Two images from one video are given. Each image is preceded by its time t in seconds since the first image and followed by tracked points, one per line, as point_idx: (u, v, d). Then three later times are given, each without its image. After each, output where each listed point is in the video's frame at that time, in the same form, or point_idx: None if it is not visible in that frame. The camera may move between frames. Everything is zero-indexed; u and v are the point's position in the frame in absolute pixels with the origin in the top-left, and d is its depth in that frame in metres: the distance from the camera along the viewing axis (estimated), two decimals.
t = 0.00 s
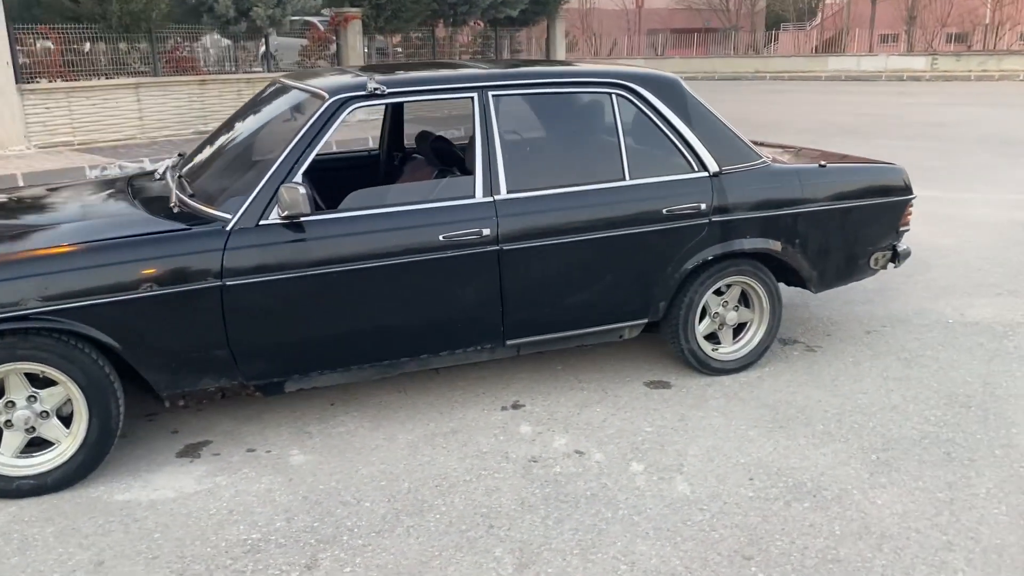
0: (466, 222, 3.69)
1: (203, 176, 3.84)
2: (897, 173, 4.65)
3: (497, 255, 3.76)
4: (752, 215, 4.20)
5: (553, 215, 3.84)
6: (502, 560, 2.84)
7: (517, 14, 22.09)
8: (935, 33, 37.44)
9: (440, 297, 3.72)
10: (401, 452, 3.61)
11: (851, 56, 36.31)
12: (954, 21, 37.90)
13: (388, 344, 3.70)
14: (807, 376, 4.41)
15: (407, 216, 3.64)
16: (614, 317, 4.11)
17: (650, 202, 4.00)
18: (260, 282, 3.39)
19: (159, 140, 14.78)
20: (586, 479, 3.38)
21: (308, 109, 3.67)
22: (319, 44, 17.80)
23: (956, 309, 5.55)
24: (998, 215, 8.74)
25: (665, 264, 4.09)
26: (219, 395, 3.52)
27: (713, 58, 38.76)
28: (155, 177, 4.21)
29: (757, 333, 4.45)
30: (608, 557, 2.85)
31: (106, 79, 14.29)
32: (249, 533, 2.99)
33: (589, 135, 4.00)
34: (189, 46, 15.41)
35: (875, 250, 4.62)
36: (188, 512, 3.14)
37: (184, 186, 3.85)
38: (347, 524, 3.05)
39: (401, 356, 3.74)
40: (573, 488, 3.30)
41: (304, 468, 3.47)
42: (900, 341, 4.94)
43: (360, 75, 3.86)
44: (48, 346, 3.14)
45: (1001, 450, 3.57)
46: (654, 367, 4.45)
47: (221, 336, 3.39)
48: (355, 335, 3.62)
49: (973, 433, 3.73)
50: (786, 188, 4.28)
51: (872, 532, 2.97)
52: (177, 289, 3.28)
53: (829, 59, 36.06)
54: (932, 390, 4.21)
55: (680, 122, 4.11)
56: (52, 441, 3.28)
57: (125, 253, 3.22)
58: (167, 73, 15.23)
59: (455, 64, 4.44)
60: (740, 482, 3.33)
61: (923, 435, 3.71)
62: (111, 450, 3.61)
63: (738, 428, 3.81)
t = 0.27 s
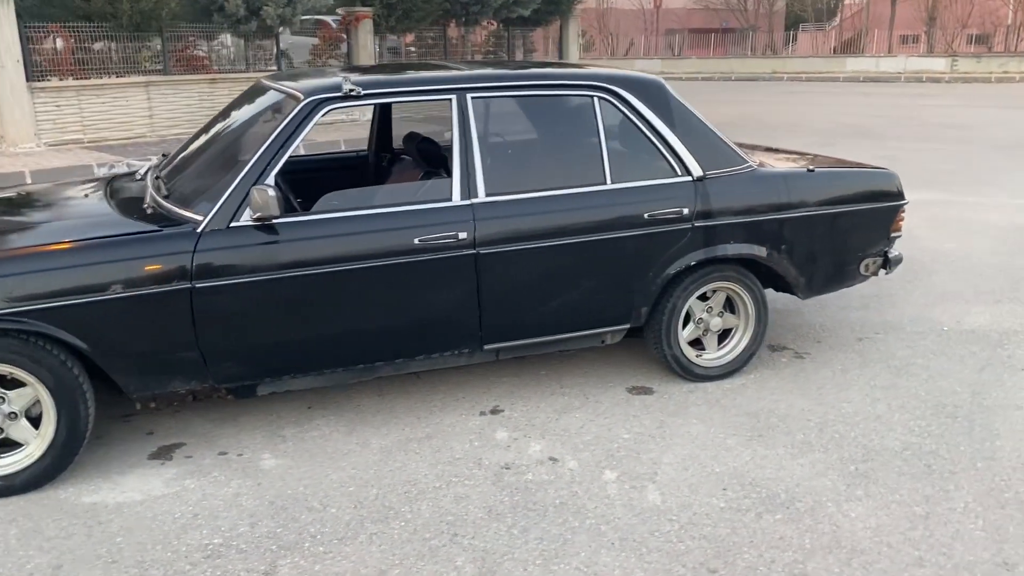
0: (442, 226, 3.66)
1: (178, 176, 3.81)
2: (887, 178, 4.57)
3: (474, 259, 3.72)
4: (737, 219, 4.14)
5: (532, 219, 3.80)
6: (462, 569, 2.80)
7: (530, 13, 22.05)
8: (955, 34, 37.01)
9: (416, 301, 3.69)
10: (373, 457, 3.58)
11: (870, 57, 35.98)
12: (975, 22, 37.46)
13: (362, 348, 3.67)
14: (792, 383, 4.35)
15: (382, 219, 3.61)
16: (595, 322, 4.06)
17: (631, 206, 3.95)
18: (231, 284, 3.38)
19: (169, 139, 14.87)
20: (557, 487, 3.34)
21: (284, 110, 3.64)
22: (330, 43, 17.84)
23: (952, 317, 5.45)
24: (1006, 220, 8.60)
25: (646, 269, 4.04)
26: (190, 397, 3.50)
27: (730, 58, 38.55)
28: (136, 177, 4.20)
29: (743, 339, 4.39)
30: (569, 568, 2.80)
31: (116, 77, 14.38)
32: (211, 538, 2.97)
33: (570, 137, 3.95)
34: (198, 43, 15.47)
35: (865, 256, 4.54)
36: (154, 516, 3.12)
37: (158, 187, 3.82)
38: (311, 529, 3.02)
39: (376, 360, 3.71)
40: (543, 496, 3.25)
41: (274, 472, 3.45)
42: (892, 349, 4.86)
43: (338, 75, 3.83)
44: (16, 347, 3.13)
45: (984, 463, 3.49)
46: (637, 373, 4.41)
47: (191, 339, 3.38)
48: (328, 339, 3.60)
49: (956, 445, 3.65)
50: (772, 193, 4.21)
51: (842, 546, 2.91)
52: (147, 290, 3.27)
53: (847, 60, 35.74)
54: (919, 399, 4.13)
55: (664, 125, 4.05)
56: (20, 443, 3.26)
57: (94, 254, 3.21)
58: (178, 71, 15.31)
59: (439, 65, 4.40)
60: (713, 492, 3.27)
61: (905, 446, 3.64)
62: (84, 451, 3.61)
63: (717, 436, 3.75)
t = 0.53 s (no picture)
0: (414, 227, 3.65)
1: (153, 176, 3.83)
2: (873, 181, 4.52)
3: (447, 260, 3.71)
4: (716, 222, 4.11)
5: (505, 221, 3.79)
6: (417, 572, 2.79)
7: (543, 13, 22.03)
8: (977, 36, 36.59)
9: (388, 302, 3.69)
10: (342, 457, 3.59)
11: (889, 59, 35.64)
12: (997, 23, 37.01)
13: (334, 348, 3.68)
14: (772, 388, 4.31)
15: (354, 220, 3.61)
16: (571, 325, 4.05)
17: (607, 208, 3.93)
18: (200, 284, 3.39)
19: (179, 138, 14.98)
20: (523, 489, 3.32)
21: (258, 110, 3.65)
22: (341, 44, 17.90)
23: (944, 322, 5.39)
24: (1011, 224, 8.49)
25: (623, 271, 4.02)
26: (160, 395, 3.52)
27: (747, 59, 38.32)
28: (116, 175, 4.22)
29: (723, 343, 4.36)
30: (525, 572, 2.79)
31: (128, 76, 14.51)
32: (171, 537, 2.98)
33: (547, 138, 3.93)
34: (210, 43, 15.55)
35: (849, 260, 4.50)
36: (118, 514, 3.14)
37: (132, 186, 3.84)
38: (272, 530, 3.03)
39: (348, 360, 3.72)
40: (507, 499, 3.24)
41: (243, 472, 3.46)
42: (878, 354, 4.81)
43: (313, 76, 3.84)
44: None
45: (957, 470, 3.45)
46: (616, 375, 4.38)
47: (160, 338, 3.39)
48: (299, 339, 3.61)
49: (931, 451, 3.61)
50: (752, 197, 4.18)
51: (803, 553, 2.88)
52: (116, 289, 3.28)
53: (865, 61, 35.42)
54: (899, 405, 4.08)
55: (642, 127, 4.03)
56: None
57: (63, 253, 3.22)
58: (189, 71, 15.39)
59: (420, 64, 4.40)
60: (679, 497, 3.25)
61: (880, 452, 3.60)
62: (58, 446, 3.63)
63: (689, 441, 3.73)
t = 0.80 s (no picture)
0: (385, 226, 3.69)
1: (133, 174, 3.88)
2: (857, 184, 4.48)
3: (418, 260, 3.75)
4: (692, 223, 4.11)
5: (478, 221, 3.81)
6: (370, 567, 2.82)
7: (560, 15, 22.04)
8: (1005, 38, 36.02)
9: (359, 300, 3.73)
10: (312, 454, 3.63)
11: (915, 60, 35.21)
12: None
13: (306, 346, 3.73)
14: (750, 390, 4.30)
15: (325, 219, 3.65)
16: (546, 325, 4.07)
17: (580, 208, 3.95)
18: (171, 281, 3.45)
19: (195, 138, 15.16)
20: (486, 487, 3.34)
21: (233, 110, 3.71)
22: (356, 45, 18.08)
23: (935, 326, 5.34)
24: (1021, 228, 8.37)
25: (597, 272, 4.03)
26: (134, 391, 3.58)
27: (770, 61, 38.06)
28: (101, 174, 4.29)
29: (701, 345, 4.36)
30: (476, 569, 2.81)
31: (145, 78, 14.71)
32: (134, 529, 3.03)
33: (521, 139, 3.96)
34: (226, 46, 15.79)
35: (831, 263, 4.47)
36: (86, 506, 3.19)
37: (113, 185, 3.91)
38: (234, 524, 3.07)
39: (320, 358, 3.77)
40: (469, 497, 3.26)
41: (213, 467, 3.51)
42: (862, 357, 4.78)
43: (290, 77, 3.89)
44: None
45: (925, 474, 3.42)
46: (594, 376, 4.39)
47: (132, 334, 3.45)
48: (271, 336, 3.66)
49: (901, 455, 3.59)
50: (729, 198, 4.17)
51: (757, 555, 2.88)
52: (88, 286, 3.34)
53: (891, 63, 35.01)
54: (876, 409, 4.06)
55: (617, 128, 4.04)
56: None
57: (36, 250, 3.28)
58: (206, 73, 15.60)
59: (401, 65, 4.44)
60: (640, 497, 3.26)
61: (849, 455, 3.59)
62: (36, 439, 3.69)
63: (659, 441, 3.73)
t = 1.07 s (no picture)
0: (366, 231, 3.73)
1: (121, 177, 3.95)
2: (846, 190, 4.46)
3: (400, 263, 3.78)
4: (676, 229, 4.11)
5: (460, 225, 3.84)
6: (337, 568, 2.86)
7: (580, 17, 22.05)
8: None
9: (340, 304, 3.78)
10: (292, 455, 3.67)
11: (943, 62, 34.71)
12: None
13: (289, 348, 3.78)
14: (735, 396, 4.29)
15: (308, 223, 3.70)
16: (530, 329, 4.09)
17: (563, 214, 3.97)
18: (154, 284, 3.51)
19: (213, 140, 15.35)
20: (461, 490, 3.37)
21: (218, 116, 3.77)
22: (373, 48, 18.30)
23: (932, 333, 5.29)
24: None
25: (580, 277, 4.05)
26: (119, 391, 3.65)
27: (796, 62, 37.74)
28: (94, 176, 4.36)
29: (687, 351, 4.36)
30: (440, 572, 2.84)
31: (165, 80, 14.94)
32: (111, 527, 3.09)
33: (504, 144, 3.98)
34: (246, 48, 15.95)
35: (820, 269, 4.45)
36: (68, 504, 3.26)
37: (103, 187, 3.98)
38: (208, 523, 3.13)
39: (303, 360, 3.82)
40: (442, 500, 3.29)
41: (194, 467, 3.56)
42: (854, 364, 4.75)
43: (276, 83, 3.94)
44: None
45: (903, 483, 3.40)
46: (579, 380, 4.41)
47: (116, 335, 3.52)
48: (254, 339, 3.72)
49: (880, 463, 3.57)
50: (714, 204, 4.17)
51: (721, 562, 2.89)
52: (72, 288, 3.41)
53: (919, 65, 34.54)
54: (860, 416, 4.04)
55: (601, 133, 4.06)
56: None
57: (22, 253, 3.36)
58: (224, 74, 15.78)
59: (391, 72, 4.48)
60: (612, 502, 3.27)
61: (827, 463, 3.57)
62: (26, 437, 3.77)
63: (637, 447, 3.74)
